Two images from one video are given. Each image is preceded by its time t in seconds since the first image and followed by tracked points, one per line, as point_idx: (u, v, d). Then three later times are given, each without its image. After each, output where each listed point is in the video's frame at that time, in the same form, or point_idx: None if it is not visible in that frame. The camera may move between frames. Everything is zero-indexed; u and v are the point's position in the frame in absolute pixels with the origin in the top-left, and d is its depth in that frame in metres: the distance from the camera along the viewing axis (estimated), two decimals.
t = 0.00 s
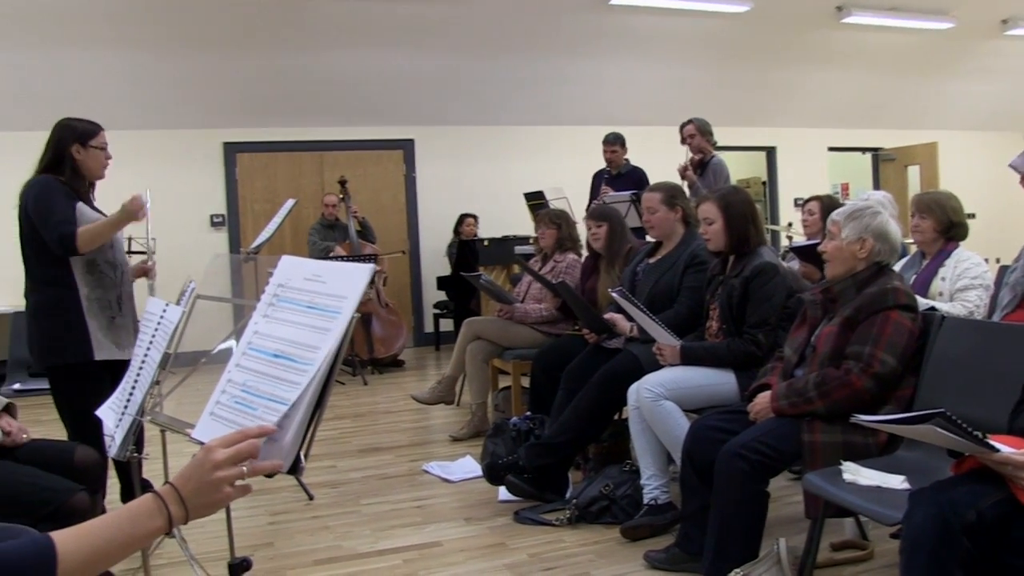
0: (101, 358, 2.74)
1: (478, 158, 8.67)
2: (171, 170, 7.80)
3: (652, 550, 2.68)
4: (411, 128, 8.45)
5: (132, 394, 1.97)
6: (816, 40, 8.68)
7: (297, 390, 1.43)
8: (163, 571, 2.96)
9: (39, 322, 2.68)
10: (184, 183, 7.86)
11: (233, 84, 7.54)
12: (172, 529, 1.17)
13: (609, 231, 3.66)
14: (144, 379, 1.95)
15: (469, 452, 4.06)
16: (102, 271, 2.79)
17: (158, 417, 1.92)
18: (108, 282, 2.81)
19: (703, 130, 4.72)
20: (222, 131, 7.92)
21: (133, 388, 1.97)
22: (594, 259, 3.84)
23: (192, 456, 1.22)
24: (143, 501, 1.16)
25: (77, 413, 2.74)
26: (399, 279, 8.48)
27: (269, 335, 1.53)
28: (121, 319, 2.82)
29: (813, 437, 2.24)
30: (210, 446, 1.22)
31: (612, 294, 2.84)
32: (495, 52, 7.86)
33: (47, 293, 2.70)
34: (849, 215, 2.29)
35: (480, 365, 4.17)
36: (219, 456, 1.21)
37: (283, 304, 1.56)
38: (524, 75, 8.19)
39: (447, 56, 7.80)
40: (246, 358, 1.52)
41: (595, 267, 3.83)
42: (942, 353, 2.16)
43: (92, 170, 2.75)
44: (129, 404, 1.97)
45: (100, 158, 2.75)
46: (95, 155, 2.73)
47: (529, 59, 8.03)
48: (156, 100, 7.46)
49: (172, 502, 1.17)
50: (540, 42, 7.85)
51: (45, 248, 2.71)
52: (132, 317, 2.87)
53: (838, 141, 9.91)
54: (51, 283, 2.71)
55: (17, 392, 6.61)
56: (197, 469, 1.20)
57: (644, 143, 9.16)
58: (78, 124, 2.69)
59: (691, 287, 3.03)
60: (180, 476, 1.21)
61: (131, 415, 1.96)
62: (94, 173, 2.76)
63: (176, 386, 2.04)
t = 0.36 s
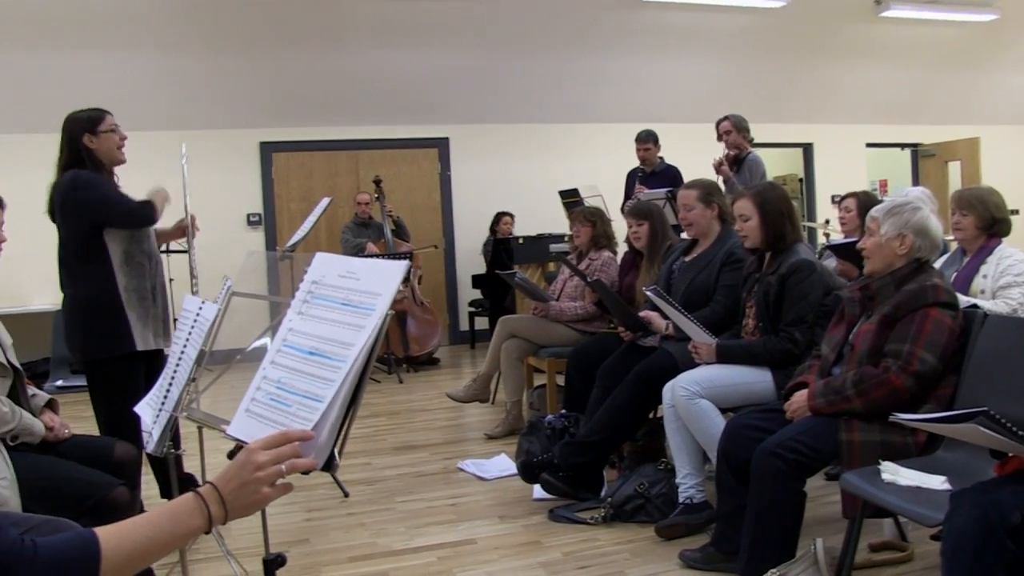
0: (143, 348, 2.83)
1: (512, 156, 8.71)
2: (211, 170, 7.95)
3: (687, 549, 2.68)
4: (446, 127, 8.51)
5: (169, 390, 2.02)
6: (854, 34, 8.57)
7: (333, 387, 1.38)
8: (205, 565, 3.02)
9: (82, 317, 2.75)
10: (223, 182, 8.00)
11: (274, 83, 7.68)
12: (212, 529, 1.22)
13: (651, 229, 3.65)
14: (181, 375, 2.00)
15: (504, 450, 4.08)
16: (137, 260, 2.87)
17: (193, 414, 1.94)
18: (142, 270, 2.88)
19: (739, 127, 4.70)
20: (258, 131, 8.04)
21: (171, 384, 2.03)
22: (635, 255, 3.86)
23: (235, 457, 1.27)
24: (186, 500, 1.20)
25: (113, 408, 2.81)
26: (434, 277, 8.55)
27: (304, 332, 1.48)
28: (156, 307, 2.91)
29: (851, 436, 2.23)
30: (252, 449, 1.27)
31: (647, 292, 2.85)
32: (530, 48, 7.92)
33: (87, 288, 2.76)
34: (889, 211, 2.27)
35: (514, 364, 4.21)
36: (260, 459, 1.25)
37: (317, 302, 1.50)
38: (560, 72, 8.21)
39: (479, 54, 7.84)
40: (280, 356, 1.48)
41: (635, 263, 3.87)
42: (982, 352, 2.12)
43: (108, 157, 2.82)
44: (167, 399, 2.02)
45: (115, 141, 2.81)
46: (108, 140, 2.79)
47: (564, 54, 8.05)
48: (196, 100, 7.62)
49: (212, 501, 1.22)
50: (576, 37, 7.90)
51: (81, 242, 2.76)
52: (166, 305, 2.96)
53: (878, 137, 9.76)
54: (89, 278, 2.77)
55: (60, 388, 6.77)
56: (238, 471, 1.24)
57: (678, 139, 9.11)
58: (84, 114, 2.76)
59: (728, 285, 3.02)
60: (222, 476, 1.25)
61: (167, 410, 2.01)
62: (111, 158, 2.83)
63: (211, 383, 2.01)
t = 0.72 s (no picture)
0: (170, 339, 2.86)
1: (532, 151, 8.71)
2: (234, 168, 8.04)
3: (711, 543, 2.67)
4: (466, 122, 8.54)
5: (193, 385, 2.08)
6: (879, 23, 8.46)
7: (355, 381, 1.36)
8: (233, 560, 3.06)
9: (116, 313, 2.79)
10: (246, 179, 8.08)
11: (295, 81, 7.74)
12: (236, 535, 1.19)
13: (673, 221, 3.64)
14: (203, 372, 2.04)
15: (527, 444, 4.09)
16: (162, 254, 2.89)
17: (216, 409, 1.92)
18: (169, 262, 2.90)
19: (760, 118, 4.69)
20: (280, 128, 8.11)
21: (194, 379, 2.08)
22: (658, 247, 3.86)
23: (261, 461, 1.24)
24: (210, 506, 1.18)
25: (140, 407, 2.86)
26: (456, 272, 8.59)
27: (326, 327, 1.47)
28: (183, 298, 2.92)
29: (877, 428, 2.21)
30: (277, 452, 1.24)
31: (670, 284, 2.84)
32: (550, 44, 7.91)
33: (117, 285, 2.80)
34: (915, 200, 2.25)
35: (537, 358, 4.24)
36: (288, 462, 1.23)
37: (338, 296, 1.48)
38: (581, 66, 8.20)
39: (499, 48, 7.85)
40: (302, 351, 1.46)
41: (657, 255, 3.86)
42: (1010, 342, 2.10)
43: (128, 151, 2.83)
44: (191, 395, 2.07)
45: (132, 136, 2.82)
46: (126, 134, 2.80)
47: (584, 49, 8.03)
48: (220, 98, 7.70)
49: (238, 507, 1.19)
50: (595, 32, 7.87)
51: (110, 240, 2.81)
52: (193, 298, 2.97)
53: (903, 127, 9.64)
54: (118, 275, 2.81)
55: (87, 385, 6.87)
56: (267, 475, 1.22)
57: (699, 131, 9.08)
58: (99, 113, 2.79)
59: (751, 276, 3.02)
60: (246, 481, 1.22)
61: (189, 406, 2.06)
62: (129, 153, 2.83)
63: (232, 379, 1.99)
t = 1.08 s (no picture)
0: (222, 332, 2.94)
1: (575, 152, 8.72)
2: (280, 169, 8.20)
3: (753, 549, 2.65)
4: (509, 123, 8.58)
5: (236, 382, 2.10)
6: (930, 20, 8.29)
7: (396, 380, 1.37)
8: (278, 556, 3.12)
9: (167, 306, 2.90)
10: (292, 180, 8.24)
11: (341, 83, 7.87)
12: (276, 531, 1.21)
13: (709, 225, 3.62)
14: (246, 369, 2.06)
15: (569, 446, 4.09)
16: (217, 250, 2.94)
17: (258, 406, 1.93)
18: (225, 258, 2.97)
19: (806, 118, 4.62)
20: (325, 130, 8.25)
21: (238, 376, 2.09)
22: (700, 249, 3.84)
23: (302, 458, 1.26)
24: (252, 501, 1.19)
25: (185, 400, 2.94)
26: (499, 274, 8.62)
27: (366, 325, 1.48)
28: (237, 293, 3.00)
29: (927, 435, 2.17)
30: (318, 449, 1.26)
31: (712, 287, 2.83)
32: (592, 44, 7.92)
33: (172, 279, 2.90)
34: (966, 201, 2.21)
35: (579, 359, 4.24)
36: (329, 460, 1.25)
37: (379, 294, 1.51)
38: (624, 65, 8.20)
39: (540, 48, 7.88)
40: (342, 349, 1.48)
41: (699, 258, 3.83)
42: None
43: (208, 147, 2.91)
44: (234, 391, 2.09)
45: (212, 134, 2.90)
46: (208, 133, 2.88)
47: (627, 47, 8.03)
48: (268, 99, 7.87)
49: (278, 503, 1.21)
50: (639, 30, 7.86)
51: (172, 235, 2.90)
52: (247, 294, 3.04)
53: (956, 127, 9.40)
54: (174, 268, 2.90)
55: (136, 381, 7.05)
56: (308, 472, 1.24)
57: (743, 131, 8.98)
58: (184, 114, 2.87)
59: (796, 279, 2.99)
60: (287, 477, 1.24)
61: (233, 405, 2.09)
62: (211, 151, 2.93)
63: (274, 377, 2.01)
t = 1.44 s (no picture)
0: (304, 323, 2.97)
1: (620, 152, 8.73)
2: (330, 173, 8.38)
3: (804, 552, 2.62)
4: (555, 125, 8.64)
5: (285, 384, 2.14)
6: (990, 14, 8.05)
7: (444, 380, 1.35)
8: (330, 555, 3.20)
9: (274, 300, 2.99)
10: (342, 184, 8.42)
11: (389, 88, 8.00)
12: (325, 530, 1.14)
13: (757, 223, 3.61)
14: (295, 369, 2.11)
15: (617, 447, 4.10)
16: (305, 240, 2.97)
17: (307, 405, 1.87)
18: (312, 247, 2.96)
19: (855, 117, 4.60)
20: (373, 133, 8.40)
21: (287, 378, 2.14)
22: (748, 249, 3.82)
23: (350, 455, 1.19)
24: (300, 500, 1.12)
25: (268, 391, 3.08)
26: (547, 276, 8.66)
27: (415, 325, 1.47)
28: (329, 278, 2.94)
29: (983, 437, 2.13)
30: (367, 447, 1.19)
31: (760, 288, 2.82)
32: (637, 46, 7.90)
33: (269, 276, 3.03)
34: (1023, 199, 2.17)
35: (627, 361, 4.25)
36: (379, 459, 1.18)
37: (428, 294, 1.49)
38: (670, 66, 8.17)
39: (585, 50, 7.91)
40: (391, 348, 1.47)
41: (747, 258, 3.81)
42: None
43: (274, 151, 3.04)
44: (283, 392, 2.13)
45: (276, 136, 3.03)
46: (269, 136, 3.01)
47: (673, 49, 7.97)
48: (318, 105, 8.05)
49: (328, 502, 1.14)
50: (685, 30, 7.80)
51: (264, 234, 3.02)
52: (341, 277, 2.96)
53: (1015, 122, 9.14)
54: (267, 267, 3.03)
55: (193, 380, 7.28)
56: (357, 472, 1.16)
57: (791, 128, 8.89)
58: (252, 120, 3.05)
59: (847, 278, 2.95)
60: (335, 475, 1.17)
61: (283, 403, 2.10)
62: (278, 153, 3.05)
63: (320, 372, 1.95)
